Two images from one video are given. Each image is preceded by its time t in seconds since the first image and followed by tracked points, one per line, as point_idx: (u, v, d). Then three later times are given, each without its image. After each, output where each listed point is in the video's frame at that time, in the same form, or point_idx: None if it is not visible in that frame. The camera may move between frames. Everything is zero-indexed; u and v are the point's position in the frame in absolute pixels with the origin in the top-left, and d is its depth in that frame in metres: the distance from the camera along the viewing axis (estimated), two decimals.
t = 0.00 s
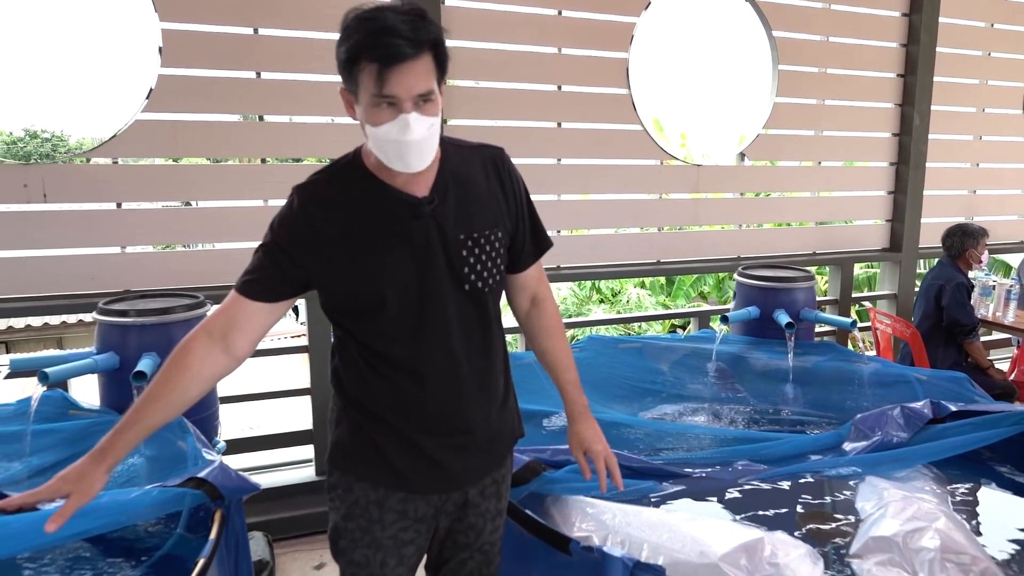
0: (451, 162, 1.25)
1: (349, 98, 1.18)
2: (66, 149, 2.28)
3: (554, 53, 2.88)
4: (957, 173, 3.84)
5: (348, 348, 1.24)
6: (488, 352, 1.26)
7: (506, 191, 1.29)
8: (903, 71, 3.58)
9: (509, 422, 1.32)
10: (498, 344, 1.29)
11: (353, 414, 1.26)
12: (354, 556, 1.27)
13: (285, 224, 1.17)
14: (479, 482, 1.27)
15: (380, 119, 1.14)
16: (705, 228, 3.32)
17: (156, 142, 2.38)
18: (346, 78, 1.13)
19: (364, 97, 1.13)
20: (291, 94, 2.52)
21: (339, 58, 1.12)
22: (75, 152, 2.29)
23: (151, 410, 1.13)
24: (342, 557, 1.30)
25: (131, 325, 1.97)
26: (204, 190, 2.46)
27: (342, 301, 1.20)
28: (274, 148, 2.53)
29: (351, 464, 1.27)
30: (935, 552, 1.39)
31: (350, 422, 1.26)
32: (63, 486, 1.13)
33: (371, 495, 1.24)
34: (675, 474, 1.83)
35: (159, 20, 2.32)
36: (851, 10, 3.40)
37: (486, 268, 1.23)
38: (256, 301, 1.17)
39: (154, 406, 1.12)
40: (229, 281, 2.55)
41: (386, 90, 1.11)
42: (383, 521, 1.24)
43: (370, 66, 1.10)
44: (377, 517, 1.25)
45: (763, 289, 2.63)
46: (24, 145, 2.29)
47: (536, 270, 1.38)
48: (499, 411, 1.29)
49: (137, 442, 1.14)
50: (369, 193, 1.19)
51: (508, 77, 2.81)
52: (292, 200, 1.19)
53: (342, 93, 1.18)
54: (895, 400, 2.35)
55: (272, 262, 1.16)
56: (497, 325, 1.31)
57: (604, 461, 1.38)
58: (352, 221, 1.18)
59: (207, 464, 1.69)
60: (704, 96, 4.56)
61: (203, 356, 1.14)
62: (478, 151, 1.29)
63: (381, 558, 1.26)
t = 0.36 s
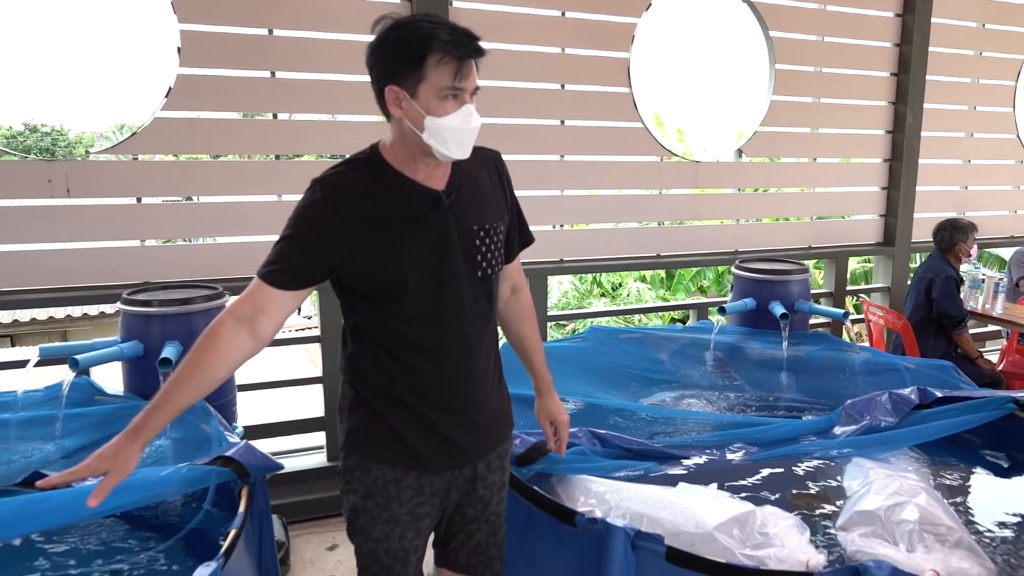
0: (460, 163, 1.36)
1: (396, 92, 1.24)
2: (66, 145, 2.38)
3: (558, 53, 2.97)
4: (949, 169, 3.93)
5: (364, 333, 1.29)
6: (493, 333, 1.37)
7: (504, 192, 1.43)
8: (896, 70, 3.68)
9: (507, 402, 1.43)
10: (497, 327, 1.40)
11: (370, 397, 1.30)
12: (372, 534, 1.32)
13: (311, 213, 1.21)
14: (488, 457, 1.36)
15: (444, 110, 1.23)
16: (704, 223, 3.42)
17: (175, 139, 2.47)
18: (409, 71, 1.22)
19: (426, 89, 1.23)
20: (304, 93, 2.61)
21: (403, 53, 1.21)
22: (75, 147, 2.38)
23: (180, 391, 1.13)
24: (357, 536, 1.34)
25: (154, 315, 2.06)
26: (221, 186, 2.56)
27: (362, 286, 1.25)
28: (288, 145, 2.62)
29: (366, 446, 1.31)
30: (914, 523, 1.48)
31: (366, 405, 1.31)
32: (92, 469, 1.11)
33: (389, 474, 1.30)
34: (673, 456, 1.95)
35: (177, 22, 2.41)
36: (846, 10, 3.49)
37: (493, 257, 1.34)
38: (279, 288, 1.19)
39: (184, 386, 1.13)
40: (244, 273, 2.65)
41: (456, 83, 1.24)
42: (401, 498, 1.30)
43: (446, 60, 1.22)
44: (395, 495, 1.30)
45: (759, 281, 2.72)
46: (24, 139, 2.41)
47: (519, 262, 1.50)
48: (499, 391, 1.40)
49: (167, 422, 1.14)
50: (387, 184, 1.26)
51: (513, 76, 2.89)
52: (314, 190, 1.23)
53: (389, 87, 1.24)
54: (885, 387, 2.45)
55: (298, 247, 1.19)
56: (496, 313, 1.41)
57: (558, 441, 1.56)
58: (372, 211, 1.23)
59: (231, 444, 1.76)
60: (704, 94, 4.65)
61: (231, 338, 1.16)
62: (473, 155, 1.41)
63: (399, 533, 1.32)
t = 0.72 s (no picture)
0: (457, 167, 1.45)
1: (409, 100, 1.33)
2: (63, 142, 2.51)
3: (553, 57, 3.07)
4: (934, 170, 4.04)
5: (367, 324, 1.37)
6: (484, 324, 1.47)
7: (495, 193, 1.53)
8: (883, 74, 3.79)
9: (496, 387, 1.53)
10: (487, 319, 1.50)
11: (372, 384, 1.38)
12: (375, 511, 1.41)
13: (322, 210, 1.27)
14: (480, 439, 1.47)
15: (455, 116, 1.33)
16: (695, 222, 3.52)
17: (185, 140, 2.57)
18: (422, 80, 1.31)
19: (438, 97, 1.32)
20: (309, 96, 2.71)
21: (419, 62, 1.30)
22: (72, 145, 2.51)
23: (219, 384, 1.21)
24: (360, 514, 1.43)
25: (167, 309, 2.16)
26: (228, 186, 2.66)
27: (367, 280, 1.33)
28: (293, 146, 2.72)
29: (368, 430, 1.39)
30: (884, 503, 1.58)
31: (369, 391, 1.39)
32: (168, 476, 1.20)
33: (391, 455, 1.39)
34: (662, 443, 2.05)
35: (187, 27, 2.50)
36: (834, 15, 3.59)
37: (486, 255, 1.44)
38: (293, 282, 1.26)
39: (222, 383, 1.21)
40: (251, 270, 2.75)
41: (465, 92, 1.34)
42: (401, 478, 1.39)
43: (458, 70, 1.32)
44: (396, 475, 1.40)
45: (748, 278, 2.83)
46: (20, 137, 2.51)
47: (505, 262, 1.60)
48: (490, 378, 1.50)
49: (213, 413, 1.23)
50: (392, 185, 1.33)
51: (510, 79, 2.99)
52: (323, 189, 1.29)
53: (403, 96, 1.33)
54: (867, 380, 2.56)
55: (308, 242, 1.26)
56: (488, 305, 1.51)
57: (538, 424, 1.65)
58: (378, 209, 1.31)
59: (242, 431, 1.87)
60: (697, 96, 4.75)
61: (260, 330, 1.24)
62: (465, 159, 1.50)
63: (400, 511, 1.41)
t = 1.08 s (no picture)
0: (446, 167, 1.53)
1: (397, 106, 1.40)
2: (60, 142, 2.55)
3: (547, 62, 3.18)
4: (918, 170, 4.16)
5: (362, 316, 1.46)
6: (473, 316, 1.56)
7: (480, 191, 1.60)
8: (867, 77, 3.89)
9: (484, 376, 1.63)
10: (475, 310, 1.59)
11: (367, 373, 1.47)
12: (371, 492, 1.51)
13: (320, 210, 1.36)
14: (469, 425, 1.56)
15: (441, 120, 1.40)
16: (685, 222, 3.63)
17: (191, 143, 2.67)
18: (410, 87, 1.39)
19: (425, 103, 1.39)
20: (310, 101, 2.82)
21: (407, 71, 1.38)
22: (70, 145, 2.55)
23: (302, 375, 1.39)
24: (358, 495, 1.53)
25: (176, 306, 2.26)
26: (234, 187, 2.77)
27: (362, 274, 1.42)
28: (295, 149, 2.83)
29: (364, 417, 1.49)
30: (852, 486, 1.69)
31: (364, 380, 1.48)
32: (319, 470, 1.40)
33: (385, 440, 1.48)
34: (648, 434, 2.15)
35: (193, 36, 2.60)
36: (819, 21, 3.70)
37: (473, 250, 1.53)
38: (304, 281, 1.36)
39: (308, 383, 1.39)
40: (255, 268, 2.86)
41: (450, 97, 1.41)
42: (396, 461, 1.49)
43: (443, 78, 1.40)
44: (390, 458, 1.49)
45: (735, 277, 2.93)
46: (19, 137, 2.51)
47: (497, 254, 1.72)
48: (478, 368, 1.60)
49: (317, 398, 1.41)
50: (384, 184, 1.41)
51: (504, 84, 3.10)
52: (320, 187, 1.37)
53: (391, 102, 1.40)
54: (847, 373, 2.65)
55: (308, 241, 1.35)
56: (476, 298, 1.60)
57: (575, 372, 1.76)
58: (372, 208, 1.39)
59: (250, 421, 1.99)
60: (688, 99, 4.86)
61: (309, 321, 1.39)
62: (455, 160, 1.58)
63: (394, 492, 1.51)
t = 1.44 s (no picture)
0: (435, 169, 1.64)
1: (385, 113, 1.50)
2: (62, 142, 2.69)
3: (541, 67, 3.29)
4: (904, 171, 4.28)
5: (358, 307, 1.57)
6: (461, 307, 1.67)
7: (468, 191, 1.71)
8: (853, 81, 4.01)
9: (474, 364, 1.73)
10: (464, 302, 1.70)
11: (363, 360, 1.58)
12: (369, 471, 1.61)
13: (317, 209, 1.47)
14: (459, 408, 1.66)
15: (425, 125, 1.51)
16: (675, 221, 3.75)
17: (199, 146, 2.79)
18: (394, 95, 1.49)
19: (410, 110, 1.50)
20: (312, 105, 2.94)
21: (392, 81, 1.49)
22: (71, 146, 2.71)
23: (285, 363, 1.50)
24: (357, 475, 1.63)
25: (187, 301, 2.37)
26: (240, 188, 2.89)
27: (356, 269, 1.53)
28: (299, 151, 2.95)
29: (362, 401, 1.60)
30: (822, 466, 1.81)
31: (360, 367, 1.59)
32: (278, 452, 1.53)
33: (381, 422, 1.59)
34: (635, 420, 2.27)
35: (201, 43, 2.72)
36: (805, 26, 3.82)
37: (460, 245, 1.64)
38: (303, 275, 1.48)
39: (288, 375, 1.50)
40: (261, 266, 2.98)
41: (432, 104, 1.52)
42: (392, 442, 1.59)
43: (426, 86, 1.51)
44: (387, 439, 1.60)
45: (722, 274, 3.07)
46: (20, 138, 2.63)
47: (507, 234, 1.86)
48: (467, 356, 1.70)
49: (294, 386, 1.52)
50: (377, 185, 1.52)
51: (500, 88, 3.22)
52: (315, 188, 1.48)
53: (379, 110, 1.50)
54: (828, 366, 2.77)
55: (306, 238, 1.46)
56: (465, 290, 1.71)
57: (613, 305, 1.91)
58: (365, 207, 1.50)
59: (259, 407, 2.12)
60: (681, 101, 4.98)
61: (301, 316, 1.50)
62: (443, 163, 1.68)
63: (391, 471, 1.61)
